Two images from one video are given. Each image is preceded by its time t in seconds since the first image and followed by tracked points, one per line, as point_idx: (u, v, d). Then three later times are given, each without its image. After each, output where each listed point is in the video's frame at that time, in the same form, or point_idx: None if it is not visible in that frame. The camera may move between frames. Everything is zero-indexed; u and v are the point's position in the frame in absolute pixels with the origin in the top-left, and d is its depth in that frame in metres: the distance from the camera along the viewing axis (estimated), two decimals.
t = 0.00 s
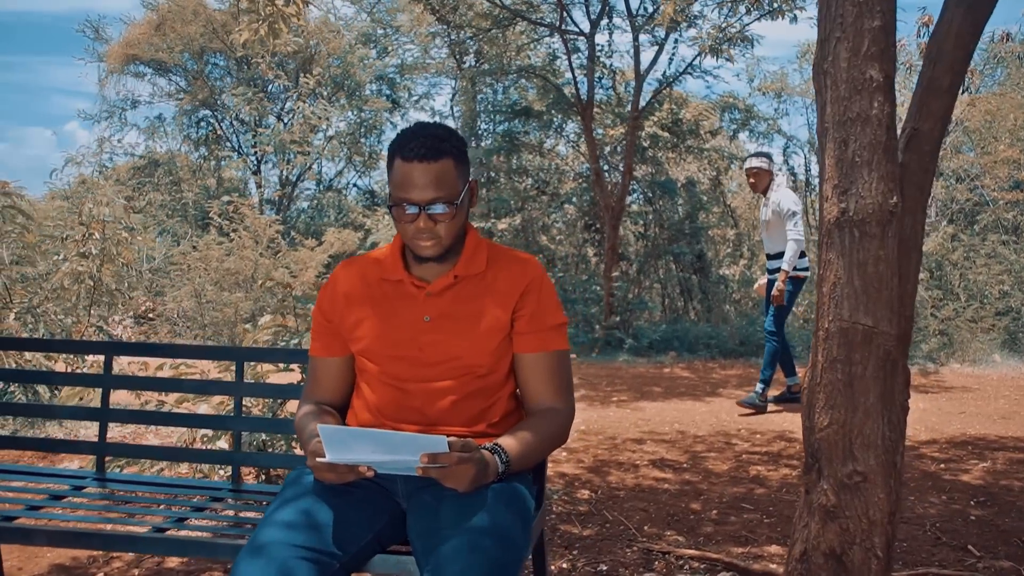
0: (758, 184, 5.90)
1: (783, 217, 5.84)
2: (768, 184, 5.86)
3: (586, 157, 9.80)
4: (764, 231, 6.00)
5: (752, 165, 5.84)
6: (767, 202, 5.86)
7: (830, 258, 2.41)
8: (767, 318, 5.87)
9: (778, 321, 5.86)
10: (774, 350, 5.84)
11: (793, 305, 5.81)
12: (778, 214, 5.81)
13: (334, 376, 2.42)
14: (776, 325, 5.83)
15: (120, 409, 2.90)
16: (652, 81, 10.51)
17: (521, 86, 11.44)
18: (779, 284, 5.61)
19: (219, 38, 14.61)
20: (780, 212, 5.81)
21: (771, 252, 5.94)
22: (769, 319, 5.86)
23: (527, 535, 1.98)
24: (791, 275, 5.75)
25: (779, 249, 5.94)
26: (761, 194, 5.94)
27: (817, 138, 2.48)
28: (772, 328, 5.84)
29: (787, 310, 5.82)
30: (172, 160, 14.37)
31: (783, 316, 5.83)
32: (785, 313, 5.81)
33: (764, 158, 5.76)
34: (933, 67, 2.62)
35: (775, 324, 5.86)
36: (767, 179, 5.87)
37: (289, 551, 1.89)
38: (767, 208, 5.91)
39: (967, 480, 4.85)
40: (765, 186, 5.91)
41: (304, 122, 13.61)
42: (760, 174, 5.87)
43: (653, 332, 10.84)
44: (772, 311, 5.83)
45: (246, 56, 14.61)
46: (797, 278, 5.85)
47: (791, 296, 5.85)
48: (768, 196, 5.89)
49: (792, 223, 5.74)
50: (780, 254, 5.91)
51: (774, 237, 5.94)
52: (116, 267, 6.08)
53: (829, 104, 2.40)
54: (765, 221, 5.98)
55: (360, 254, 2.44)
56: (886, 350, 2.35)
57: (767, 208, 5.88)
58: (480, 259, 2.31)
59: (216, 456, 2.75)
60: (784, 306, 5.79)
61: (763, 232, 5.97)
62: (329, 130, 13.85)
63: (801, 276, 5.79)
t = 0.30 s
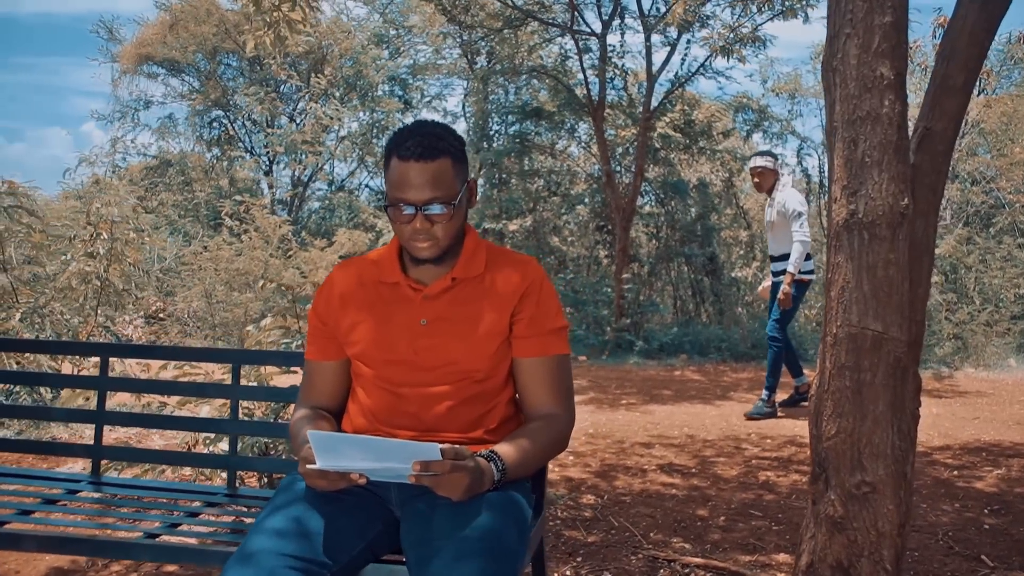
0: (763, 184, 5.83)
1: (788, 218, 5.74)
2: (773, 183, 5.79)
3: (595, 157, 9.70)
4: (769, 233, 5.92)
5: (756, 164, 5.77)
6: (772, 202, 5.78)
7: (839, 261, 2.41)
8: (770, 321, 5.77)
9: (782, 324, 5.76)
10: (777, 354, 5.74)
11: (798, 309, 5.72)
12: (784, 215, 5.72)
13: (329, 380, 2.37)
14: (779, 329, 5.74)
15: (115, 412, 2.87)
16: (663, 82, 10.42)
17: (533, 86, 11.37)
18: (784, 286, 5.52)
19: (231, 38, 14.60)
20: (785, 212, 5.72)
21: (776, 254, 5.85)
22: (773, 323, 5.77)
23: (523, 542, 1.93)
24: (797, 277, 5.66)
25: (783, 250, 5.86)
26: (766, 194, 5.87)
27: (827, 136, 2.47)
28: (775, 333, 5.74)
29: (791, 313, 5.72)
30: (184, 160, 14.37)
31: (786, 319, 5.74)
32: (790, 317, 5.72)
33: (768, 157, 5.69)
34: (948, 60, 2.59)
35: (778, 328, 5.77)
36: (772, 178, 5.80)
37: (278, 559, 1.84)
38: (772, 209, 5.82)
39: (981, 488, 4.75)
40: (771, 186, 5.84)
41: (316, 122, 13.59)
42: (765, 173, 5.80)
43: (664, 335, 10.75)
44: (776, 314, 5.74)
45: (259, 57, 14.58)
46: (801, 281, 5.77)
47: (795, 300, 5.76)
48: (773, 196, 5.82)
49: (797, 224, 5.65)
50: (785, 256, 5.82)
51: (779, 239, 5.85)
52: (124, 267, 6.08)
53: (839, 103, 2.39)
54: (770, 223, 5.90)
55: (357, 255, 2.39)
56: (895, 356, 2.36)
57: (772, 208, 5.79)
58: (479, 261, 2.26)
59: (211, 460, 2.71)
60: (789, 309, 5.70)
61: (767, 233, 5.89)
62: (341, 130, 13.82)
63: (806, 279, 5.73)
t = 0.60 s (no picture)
0: (767, 184, 5.75)
1: (793, 218, 5.66)
2: (778, 183, 5.70)
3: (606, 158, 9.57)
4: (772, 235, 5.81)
5: (761, 163, 5.69)
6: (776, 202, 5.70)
7: (847, 266, 2.37)
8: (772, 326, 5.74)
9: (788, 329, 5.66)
10: (784, 359, 5.69)
11: (803, 313, 5.62)
12: (788, 216, 5.63)
13: (324, 384, 2.32)
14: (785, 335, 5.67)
15: (110, 415, 2.83)
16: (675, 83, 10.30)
17: (545, 86, 11.30)
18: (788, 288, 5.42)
19: (244, 39, 14.60)
20: (789, 213, 5.64)
21: (780, 256, 5.76)
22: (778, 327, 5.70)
23: (519, 554, 1.88)
24: (801, 280, 5.61)
25: (787, 253, 5.74)
26: (770, 194, 5.78)
27: (836, 137, 2.43)
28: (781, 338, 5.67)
29: (796, 316, 5.62)
30: (196, 160, 14.38)
31: (791, 323, 5.64)
32: (794, 321, 5.63)
33: (773, 156, 5.60)
34: (961, 60, 2.61)
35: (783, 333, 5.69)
36: (777, 178, 5.71)
37: (266, 569, 1.79)
38: (776, 209, 5.73)
39: (996, 496, 4.65)
40: (775, 186, 5.75)
41: (327, 122, 13.52)
42: (769, 173, 5.72)
43: (675, 337, 10.64)
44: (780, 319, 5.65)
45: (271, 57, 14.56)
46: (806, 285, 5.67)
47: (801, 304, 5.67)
48: (778, 196, 5.73)
49: (802, 224, 5.57)
50: (790, 258, 5.72)
51: (784, 240, 5.77)
52: (130, 267, 5.94)
53: (848, 102, 2.35)
54: (773, 224, 5.81)
55: (352, 258, 2.34)
56: (905, 364, 2.32)
57: (776, 209, 5.71)
58: (476, 264, 2.20)
59: (205, 464, 2.67)
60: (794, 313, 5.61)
61: (772, 235, 5.79)
62: (352, 131, 13.75)
63: (811, 283, 5.62)
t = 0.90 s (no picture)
0: (771, 183, 5.65)
1: (798, 218, 5.58)
2: (782, 182, 5.60)
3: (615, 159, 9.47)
4: (778, 235, 5.75)
5: (765, 162, 5.59)
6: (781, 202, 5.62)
7: (855, 269, 2.30)
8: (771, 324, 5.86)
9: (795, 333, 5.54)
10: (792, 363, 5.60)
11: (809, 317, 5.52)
12: (793, 215, 5.55)
13: (316, 389, 2.27)
14: (792, 339, 5.55)
15: (103, 419, 2.79)
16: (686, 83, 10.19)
17: (555, 87, 11.22)
18: (792, 291, 5.33)
19: (254, 39, 14.56)
20: (794, 213, 5.56)
21: (785, 257, 5.67)
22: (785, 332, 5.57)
23: (511, 566, 1.82)
24: (806, 282, 5.51)
25: (793, 253, 5.68)
26: (775, 193, 5.68)
27: (843, 136, 2.36)
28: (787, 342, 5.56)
29: (803, 320, 5.50)
30: (206, 160, 14.39)
31: (798, 328, 5.53)
32: (801, 325, 5.52)
33: (776, 155, 5.50)
34: (976, 57, 2.56)
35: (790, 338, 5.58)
36: (782, 177, 5.61)
37: None
38: (781, 209, 5.65)
39: (1009, 503, 4.56)
40: (779, 185, 5.66)
41: (337, 122, 13.46)
42: (773, 172, 5.62)
43: (685, 339, 10.55)
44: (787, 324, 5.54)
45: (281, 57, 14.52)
46: (812, 287, 5.57)
47: (807, 307, 5.57)
48: (782, 195, 5.64)
49: (807, 224, 5.47)
50: (795, 258, 5.65)
51: (788, 241, 5.68)
52: (135, 268, 5.86)
53: (856, 100, 2.28)
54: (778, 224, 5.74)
55: (346, 260, 2.29)
56: (914, 371, 2.26)
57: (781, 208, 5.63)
58: (472, 267, 2.15)
59: (198, 469, 2.62)
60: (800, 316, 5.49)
61: (778, 235, 5.74)
62: (362, 131, 13.69)
63: (817, 285, 5.55)
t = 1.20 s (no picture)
0: (773, 182, 5.60)
1: (800, 218, 5.49)
2: (785, 181, 5.55)
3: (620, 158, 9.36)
4: (780, 235, 5.67)
5: (767, 161, 5.54)
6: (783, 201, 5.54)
7: (859, 274, 2.24)
8: (763, 321, 5.73)
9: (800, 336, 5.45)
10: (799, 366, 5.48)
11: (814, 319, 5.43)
12: (795, 215, 5.46)
13: (307, 395, 2.22)
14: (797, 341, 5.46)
15: (94, 424, 2.74)
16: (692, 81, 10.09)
17: (561, 86, 11.14)
18: (794, 293, 5.25)
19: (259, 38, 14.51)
20: (796, 212, 5.47)
21: (788, 257, 5.60)
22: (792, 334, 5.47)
23: None
24: (809, 285, 5.37)
25: (795, 254, 5.58)
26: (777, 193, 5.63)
27: (848, 135, 2.30)
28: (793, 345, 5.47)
29: (807, 321, 5.45)
30: (212, 160, 14.37)
31: (804, 329, 5.45)
32: (806, 328, 5.44)
33: (778, 153, 5.44)
34: (985, 53, 2.49)
35: (795, 340, 5.51)
36: (784, 176, 5.56)
37: None
38: (783, 208, 5.57)
39: (1019, 508, 4.47)
40: (781, 185, 5.59)
41: (342, 122, 13.40)
42: (776, 170, 5.57)
43: (691, 339, 10.46)
44: (792, 327, 5.46)
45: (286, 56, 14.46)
46: (815, 289, 5.45)
47: (812, 309, 5.46)
48: (785, 195, 5.58)
49: (809, 224, 5.39)
50: (797, 259, 5.57)
51: (790, 241, 5.60)
52: (136, 268, 5.84)
53: (861, 99, 2.22)
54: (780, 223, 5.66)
55: (337, 263, 2.24)
56: (920, 378, 2.20)
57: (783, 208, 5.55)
58: (464, 270, 2.09)
59: (188, 475, 2.57)
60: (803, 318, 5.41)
61: (778, 235, 5.66)
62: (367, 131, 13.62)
63: (821, 287, 5.42)
